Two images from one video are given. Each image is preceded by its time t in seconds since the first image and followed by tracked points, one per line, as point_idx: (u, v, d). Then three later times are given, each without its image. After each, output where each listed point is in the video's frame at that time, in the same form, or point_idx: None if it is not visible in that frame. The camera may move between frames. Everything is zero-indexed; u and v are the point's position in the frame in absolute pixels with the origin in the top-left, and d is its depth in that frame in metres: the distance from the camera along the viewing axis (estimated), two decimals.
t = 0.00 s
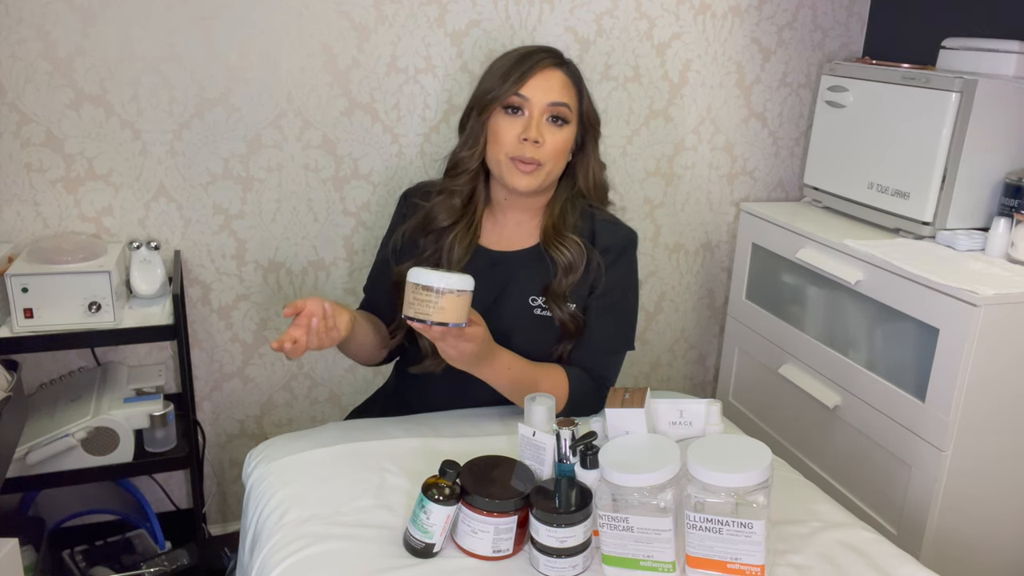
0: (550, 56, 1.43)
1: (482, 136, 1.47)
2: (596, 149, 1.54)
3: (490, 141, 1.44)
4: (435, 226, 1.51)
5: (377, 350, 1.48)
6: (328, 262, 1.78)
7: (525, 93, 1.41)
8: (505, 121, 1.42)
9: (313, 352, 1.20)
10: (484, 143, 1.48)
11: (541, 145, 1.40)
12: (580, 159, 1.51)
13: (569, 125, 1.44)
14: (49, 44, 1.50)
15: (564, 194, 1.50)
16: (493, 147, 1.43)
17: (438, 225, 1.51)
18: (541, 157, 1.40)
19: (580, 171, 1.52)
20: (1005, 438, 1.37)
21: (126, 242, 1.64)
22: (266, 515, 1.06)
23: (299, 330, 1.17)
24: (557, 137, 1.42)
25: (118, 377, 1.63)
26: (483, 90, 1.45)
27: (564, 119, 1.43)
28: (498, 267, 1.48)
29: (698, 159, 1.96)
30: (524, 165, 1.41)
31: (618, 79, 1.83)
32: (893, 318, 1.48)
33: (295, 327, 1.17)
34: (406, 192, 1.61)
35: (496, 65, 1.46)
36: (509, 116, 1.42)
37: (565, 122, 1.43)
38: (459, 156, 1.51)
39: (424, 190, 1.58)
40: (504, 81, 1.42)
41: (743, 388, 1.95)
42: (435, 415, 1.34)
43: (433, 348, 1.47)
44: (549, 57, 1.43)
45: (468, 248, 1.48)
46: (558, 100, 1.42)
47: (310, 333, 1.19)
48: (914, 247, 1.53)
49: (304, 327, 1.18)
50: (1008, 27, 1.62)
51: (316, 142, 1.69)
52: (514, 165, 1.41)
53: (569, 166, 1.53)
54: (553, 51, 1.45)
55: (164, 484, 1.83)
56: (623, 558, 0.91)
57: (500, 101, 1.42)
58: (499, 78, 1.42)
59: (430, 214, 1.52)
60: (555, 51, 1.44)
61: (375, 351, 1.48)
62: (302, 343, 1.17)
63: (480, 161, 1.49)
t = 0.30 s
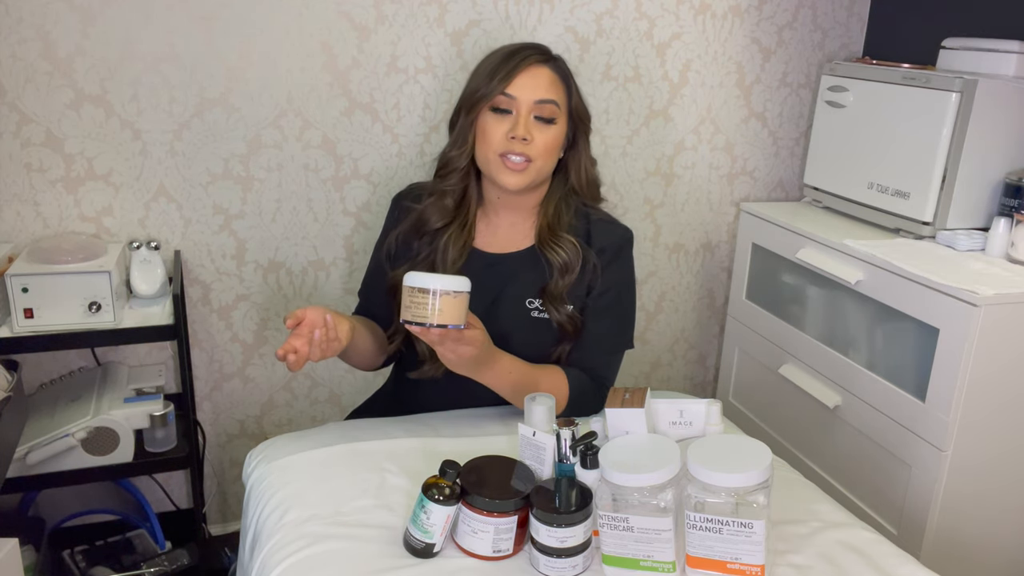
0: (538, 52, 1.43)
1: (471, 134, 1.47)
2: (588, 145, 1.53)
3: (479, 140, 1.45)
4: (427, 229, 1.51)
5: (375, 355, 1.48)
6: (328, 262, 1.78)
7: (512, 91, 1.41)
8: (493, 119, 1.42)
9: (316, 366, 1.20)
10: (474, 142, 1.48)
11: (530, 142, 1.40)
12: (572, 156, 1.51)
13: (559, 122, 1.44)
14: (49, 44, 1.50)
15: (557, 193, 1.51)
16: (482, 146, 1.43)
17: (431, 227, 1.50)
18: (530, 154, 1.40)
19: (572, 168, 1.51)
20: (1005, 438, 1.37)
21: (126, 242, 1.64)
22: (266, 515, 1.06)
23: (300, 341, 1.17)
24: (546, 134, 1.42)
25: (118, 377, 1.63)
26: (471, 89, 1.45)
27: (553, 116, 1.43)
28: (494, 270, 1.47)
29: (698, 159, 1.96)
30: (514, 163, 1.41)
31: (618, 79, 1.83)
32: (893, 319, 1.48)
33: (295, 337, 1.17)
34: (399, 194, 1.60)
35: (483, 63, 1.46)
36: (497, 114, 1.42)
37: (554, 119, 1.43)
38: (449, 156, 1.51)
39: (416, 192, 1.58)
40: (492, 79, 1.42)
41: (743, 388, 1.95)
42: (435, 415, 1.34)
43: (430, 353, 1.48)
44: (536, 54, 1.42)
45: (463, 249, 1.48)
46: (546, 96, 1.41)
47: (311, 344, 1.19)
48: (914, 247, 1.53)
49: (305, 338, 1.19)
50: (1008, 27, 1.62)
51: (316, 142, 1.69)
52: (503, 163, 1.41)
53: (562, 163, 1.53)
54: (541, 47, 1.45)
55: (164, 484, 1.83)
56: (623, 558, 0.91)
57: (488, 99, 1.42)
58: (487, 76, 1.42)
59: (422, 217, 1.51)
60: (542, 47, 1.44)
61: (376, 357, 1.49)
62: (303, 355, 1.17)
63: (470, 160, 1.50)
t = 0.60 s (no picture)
0: (532, 52, 1.42)
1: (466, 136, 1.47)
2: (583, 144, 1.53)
3: (474, 142, 1.44)
4: (422, 229, 1.50)
5: (371, 355, 1.48)
6: (328, 262, 1.78)
7: (506, 92, 1.40)
8: (488, 121, 1.42)
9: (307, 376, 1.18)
10: (469, 143, 1.47)
11: (524, 144, 1.40)
12: (567, 157, 1.51)
13: (554, 122, 1.44)
14: (49, 44, 1.50)
15: (552, 193, 1.51)
16: (478, 148, 1.43)
17: (427, 228, 1.50)
18: (525, 156, 1.40)
19: (567, 167, 1.51)
20: (1005, 437, 1.37)
21: (126, 242, 1.64)
22: (266, 515, 1.06)
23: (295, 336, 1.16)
24: (540, 135, 1.42)
25: (118, 377, 1.63)
26: (465, 90, 1.44)
27: (548, 116, 1.43)
28: (489, 270, 1.47)
29: (697, 159, 1.96)
30: (509, 165, 1.41)
31: (618, 79, 1.83)
32: (893, 319, 1.48)
33: (291, 331, 1.16)
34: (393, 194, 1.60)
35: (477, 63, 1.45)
36: (491, 116, 1.42)
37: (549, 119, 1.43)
38: (444, 157, 1.50)
39: (411, 192, 1.57)
40: (485, 81, 1.41)
41: (743, 388, 1.95)
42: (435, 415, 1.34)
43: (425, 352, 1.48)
44: (530, 54, 1.42)
45: (460, 249, 1.48)
46: (541, 97, 1.41)
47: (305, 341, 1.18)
48: (914, 247, 1.53)
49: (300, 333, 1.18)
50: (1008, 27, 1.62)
51: (316, 142, 1.69)
52: (498, 165, 1.41)
53: (557, 163, 1.53)
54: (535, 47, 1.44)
55: (164, 484, 1.83)
56: (623, 558, 0.91)
57: (482, 101, 1.42)
58: (481, 77, 1.42)
59: (418, 218, 1.50)
60: (535, 47, 1.43)
61: (371, 356, 1.49)
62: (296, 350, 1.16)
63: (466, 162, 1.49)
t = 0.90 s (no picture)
0: (501, 58, 1.37)
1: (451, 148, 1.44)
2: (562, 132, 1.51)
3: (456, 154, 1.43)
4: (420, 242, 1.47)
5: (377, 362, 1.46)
6: (328, 262, 1.78)
7: (482, 106, 1.37)
8: (469, 136, 1.39)
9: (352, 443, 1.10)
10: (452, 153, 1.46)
11: (504, 157, 1.39)
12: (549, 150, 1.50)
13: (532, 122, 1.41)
14: (49, 44, 1.50)
15: (541, 190, 1.51)
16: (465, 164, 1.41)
17: (425, 242, 1.47)
18: (507, 168, 1.40)
19: (549, 159, 1.50)
20: (1005, 437, 1.37)
21: (126, 242, 1.64)
22: (266, 515, 1.06)
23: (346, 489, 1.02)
24: (519, 145, 1.40)
25: (118, 377, 1.63)
26: (438, 105, 1.40)
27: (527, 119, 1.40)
28: (501, 269, 1.48)
29: (697, 159, 1.96)
30: (493, 178, 1.40)
31: (618, 79, 1.83)
32: (893, 319, 1.48)
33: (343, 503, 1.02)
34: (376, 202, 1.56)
35: (446, 74, 1.40)
36: (467, 132, 1.39)
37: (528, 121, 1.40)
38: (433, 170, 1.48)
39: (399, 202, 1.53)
40: (457, 96, 1.37)
41: (743, 387, 1.95)
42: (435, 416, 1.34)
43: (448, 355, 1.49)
44: (500, 61, 1.37)
45: (464, 253, 1.47)
46: (516, 103, 1.37)
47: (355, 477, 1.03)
48: (914, 247, 1.53)
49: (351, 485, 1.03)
50: (1008, 27, 1.62)
51: (316, 142, 1.69)
52: (483, 180, 1.41)
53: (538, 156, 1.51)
54: (504, 48, 1.39)
55: (165, 484, 1.83)
56: (623, 558, 0.91)
57: (457, 117, 1.39)
58: (453, 92, 1.37)
59: (412, 233, 1.47)
60: (504, 51, 1.38)
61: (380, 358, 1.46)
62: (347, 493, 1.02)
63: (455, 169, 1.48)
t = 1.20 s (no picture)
0: (510, 58, 1.38)
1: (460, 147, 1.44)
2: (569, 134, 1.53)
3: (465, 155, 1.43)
4: (432, 242, 1.46)
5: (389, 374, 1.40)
6: (327, 262, 1.78)
7: (492, 106, 1.38)
8: (479, 136, 1.40)
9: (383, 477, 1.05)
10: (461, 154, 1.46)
11: (513, 157, 1.39)
12: (556, 151, 1.51)
13: (541, 123, 1.42)
14: (49, 44, 1.50)
15: (547, 191, 1.52)
16: (474, 164, 1.41)
17: (437, 242, 1.46)
18: (516, 168, 1.40)
19: (557, 159, 1.51)
20: (1005, 437, 1.37)
21: (126, 242, 1.64)
22: (266, 515, 1.06)
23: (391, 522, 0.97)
24: (527, 145, 1.40)
25: (118, 377, 1.63)
26: (449, 106, 1.41)
27: (535, 120, 1.40)
28: (512, 270, 1.48)
29: (697, 159, 1.96)
30: (501, 179, 1.41)
31: (618, 79, 1.83)
32: (892, 318, 1.48)
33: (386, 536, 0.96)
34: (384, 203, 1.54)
35: (456, 75, 1.41)
36: (477, 132, 1.40)
37: (537, 123, 1.41)
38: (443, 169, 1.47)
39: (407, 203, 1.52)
40: (467, 96, 1.38)
41: (743, 387, 1.95)
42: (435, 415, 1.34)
43: (462, 356, 1.48)
44: (510, 61, 1.38)
45: (477, 254, 1.47)
46: (526, 104, 1.38)
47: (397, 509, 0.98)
48: (914, 247, 1.53)
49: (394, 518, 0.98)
50: (1008, 27, 1.62)
51: (316, 142, 1.69)
52: (491, 180, 1.41)
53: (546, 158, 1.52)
54: (512, 50, 1.40)
55: (164, 484, 1.83)
56: (623, 558, 0.91)
57: (466, 117, 1.39)
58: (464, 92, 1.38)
59: (424, 233, 1.46)
60: (513, 51, 1.39)
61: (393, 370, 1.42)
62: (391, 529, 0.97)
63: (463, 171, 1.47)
